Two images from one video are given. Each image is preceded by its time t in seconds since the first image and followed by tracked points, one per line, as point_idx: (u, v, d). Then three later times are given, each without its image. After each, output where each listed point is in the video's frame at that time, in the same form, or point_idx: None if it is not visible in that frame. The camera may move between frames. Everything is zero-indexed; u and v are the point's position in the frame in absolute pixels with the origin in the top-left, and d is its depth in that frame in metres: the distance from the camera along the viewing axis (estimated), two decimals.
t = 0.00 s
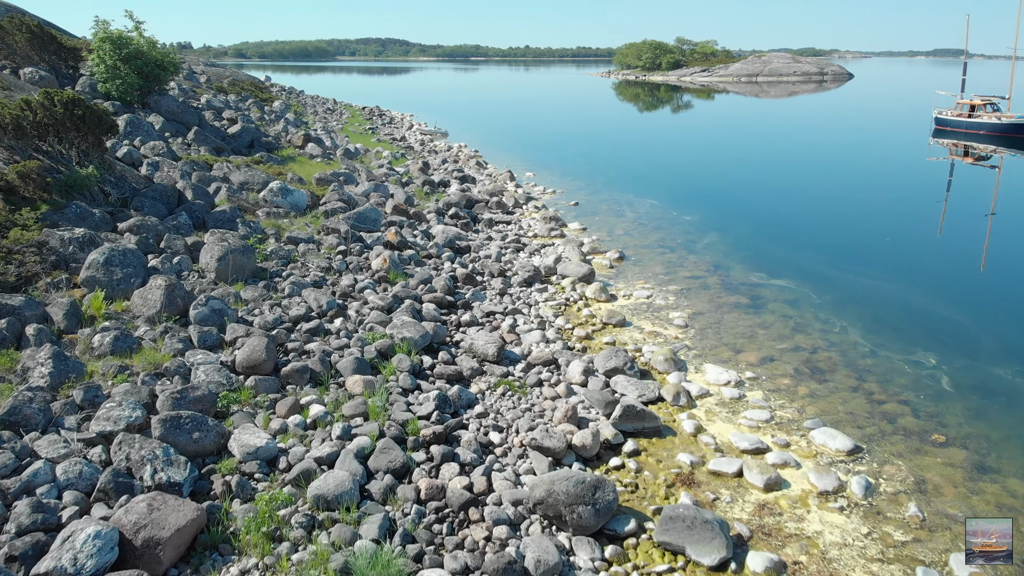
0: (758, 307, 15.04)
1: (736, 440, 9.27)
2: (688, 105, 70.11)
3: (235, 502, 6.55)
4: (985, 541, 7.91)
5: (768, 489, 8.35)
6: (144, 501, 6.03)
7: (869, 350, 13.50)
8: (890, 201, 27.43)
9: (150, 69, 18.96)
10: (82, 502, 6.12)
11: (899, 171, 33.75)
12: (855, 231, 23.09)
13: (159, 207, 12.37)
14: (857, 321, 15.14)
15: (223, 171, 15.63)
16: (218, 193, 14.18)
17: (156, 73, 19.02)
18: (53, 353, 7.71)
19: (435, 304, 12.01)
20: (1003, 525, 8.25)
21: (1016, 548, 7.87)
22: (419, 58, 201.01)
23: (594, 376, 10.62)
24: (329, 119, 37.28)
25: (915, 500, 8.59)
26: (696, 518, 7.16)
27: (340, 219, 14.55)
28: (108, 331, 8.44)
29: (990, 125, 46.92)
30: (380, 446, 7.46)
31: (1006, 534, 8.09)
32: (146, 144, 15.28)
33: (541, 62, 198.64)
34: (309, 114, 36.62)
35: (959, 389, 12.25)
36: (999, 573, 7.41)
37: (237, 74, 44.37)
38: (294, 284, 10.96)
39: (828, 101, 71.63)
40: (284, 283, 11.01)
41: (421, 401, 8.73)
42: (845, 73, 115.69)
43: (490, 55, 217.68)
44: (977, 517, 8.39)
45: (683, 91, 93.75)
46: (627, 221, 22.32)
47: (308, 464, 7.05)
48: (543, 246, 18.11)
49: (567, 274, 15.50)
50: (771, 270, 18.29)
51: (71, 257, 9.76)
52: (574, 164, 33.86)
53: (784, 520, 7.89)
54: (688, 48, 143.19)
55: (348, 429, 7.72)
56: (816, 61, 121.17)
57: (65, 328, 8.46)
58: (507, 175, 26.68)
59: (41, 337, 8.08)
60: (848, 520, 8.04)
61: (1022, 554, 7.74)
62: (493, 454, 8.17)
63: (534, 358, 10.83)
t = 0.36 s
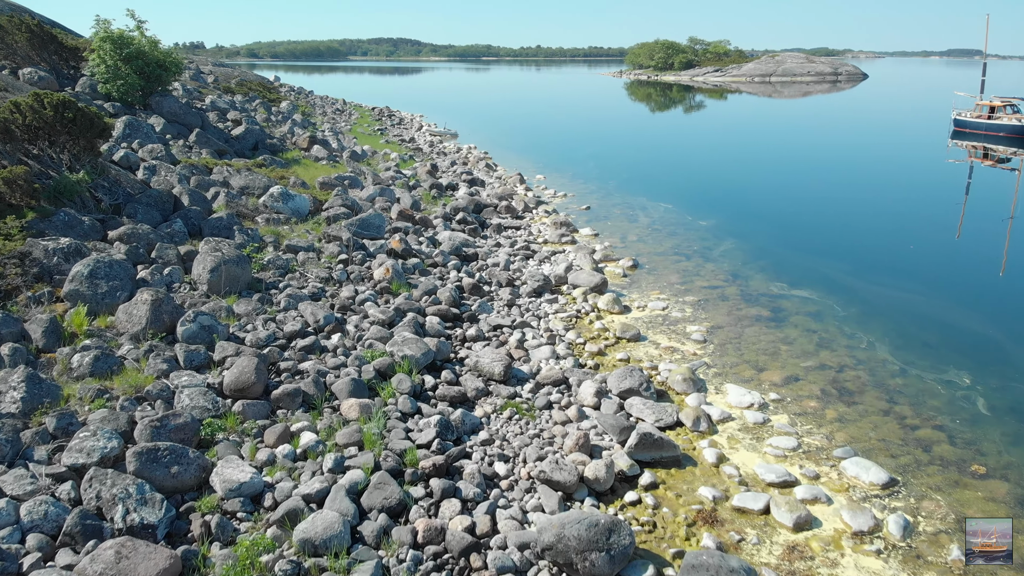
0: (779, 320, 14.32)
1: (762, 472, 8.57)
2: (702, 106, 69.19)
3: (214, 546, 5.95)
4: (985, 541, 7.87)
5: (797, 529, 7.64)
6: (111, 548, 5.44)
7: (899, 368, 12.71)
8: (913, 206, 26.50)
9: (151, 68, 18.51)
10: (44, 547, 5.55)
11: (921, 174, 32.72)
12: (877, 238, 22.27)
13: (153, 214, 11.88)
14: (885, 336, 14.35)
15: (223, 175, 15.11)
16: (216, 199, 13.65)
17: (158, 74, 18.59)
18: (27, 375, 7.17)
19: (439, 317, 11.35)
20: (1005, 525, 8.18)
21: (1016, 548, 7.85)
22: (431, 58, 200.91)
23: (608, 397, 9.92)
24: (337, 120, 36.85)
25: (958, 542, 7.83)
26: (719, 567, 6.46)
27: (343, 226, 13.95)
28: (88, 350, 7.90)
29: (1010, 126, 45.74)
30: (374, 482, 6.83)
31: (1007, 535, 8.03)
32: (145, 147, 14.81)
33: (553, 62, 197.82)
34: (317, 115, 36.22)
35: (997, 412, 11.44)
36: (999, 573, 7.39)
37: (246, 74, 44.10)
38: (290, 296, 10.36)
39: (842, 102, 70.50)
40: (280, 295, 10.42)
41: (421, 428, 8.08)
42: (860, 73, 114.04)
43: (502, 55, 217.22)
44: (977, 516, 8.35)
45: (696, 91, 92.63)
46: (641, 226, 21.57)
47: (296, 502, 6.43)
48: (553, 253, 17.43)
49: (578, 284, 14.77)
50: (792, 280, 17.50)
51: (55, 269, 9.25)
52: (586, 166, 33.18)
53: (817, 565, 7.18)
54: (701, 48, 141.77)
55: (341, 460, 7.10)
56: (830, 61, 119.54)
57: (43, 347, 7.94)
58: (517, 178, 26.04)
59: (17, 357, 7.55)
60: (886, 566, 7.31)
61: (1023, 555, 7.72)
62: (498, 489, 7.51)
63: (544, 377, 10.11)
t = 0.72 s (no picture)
0: (802, 335, 13.58)
1: (790, 508, 7.90)
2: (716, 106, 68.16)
3: None
4: (985, 541, 7.84)
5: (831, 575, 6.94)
6: None
7: (931, 389, 11.93)
8: (939, 211, 25.53)
9: (152, 69, 18.17)
10: None
11: (945, 178, 31.67)
12: (902, 245, 21.39)
13: (146, 221, 11.40)
14: (914, 352, 13.55)
15: (222, 180, 14.61)
16: (214, 204, 13.14)
17: (159, 74, 18.27)
18: None
19: (443, 331, 10.72)
20: (1003, 525, 8.16)
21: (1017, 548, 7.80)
22: (442, 58, 200.82)
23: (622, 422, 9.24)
24: (346, 121, 36.42)
25: None
26: None
27: (344, 233, 13.37)
28: (66, 372, 7.38)
29: None
30: (366, 522, 6.24)
31: (1006, 534, 8.01)
32: (142, 151, 14.34)
33: (565, 62, 197.18)
34: (325, 116, 35.82)
35: None
36: (998, 573, 7.37)
37: (255, 75, 43.79)
38: (286, 310, 9.78)
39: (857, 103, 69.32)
40: (275, 309, 9.84)
41: (419, 458, 7.48)
42: (875, 73, 112.29)
43: (513, 55, 216.67)
44: (976, 515, 8.33)
45: (709, 91, 91.46)
46: (655, 232, 20.81)
47: (281, 547, 5.84)
48: (564, 260, 16.76)
49: (590, 294, 14.08)
50: (814, 291, 16.71)
51: (38, 281, 8.76)
52: (598, 168, 32.46)
53: None
54: (714, 47, 140.31)
55: (331, 497, 6.51)
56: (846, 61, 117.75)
57: (19, 367, 7.43)
58: (527, 181, 25.39)
59: None
60: None
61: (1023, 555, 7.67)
62: (503, 528, 6.88)
63: (553, 398, 9.43)
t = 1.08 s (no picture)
0: (825, 350, 12.87)
1: (821, 551, 7.20)
2: (729, 107, 67.23)
3: None
4: (985, 541, 7.74)
5: None
6: None
7: (966, 412, 11.14)
8: (963, 216, 24.60)
9: (153, 70, 17.76)
10: None
11: (969, 181, 30.64)
12: (926, 252, 20.55)
13: (138, 229, 10.92)
14: (944, 370, 12.78)
15: (221, 184, 14.11)
16: (211, 211, 12.63)
17: (160, 75, 17.87)
18: None
19: (446, 347, 10.08)
20: (1003, 525, 8.04)
21: (1017, 548, 7.72)
22: (453, 57, 200.79)
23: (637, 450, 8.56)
24: (354, 122, 35.98)
25: None
26: None
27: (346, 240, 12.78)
28: (39, 397, 6.86)
29: None
30: (357, 570, 5.60)
31: (1006, 534, 7.89)
32: (139, 154, 13.88)
33: (575, 62, 196.36)
34: (333, 117, 35.39)
35: None
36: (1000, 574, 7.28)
37: (263, 75, 43.54)
38: (279, 326, 9.20)
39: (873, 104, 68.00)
40: (268, 324, 9.28)
41: (418, 493, 6.86)
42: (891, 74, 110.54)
43: (524, 55, 216.16)
44: (977, 517, 8.22)
45: (722, 92, 90.33)
46: (669, 237, 20.06)
47: None
48: (575, 268, 16.08)
49: (601, 305, 13.37)
50: (836, 302, 15.93)
51: (18, 296, 8.27)
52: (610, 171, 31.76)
53: None
54: (727, 47, 138.87)
55: (319, 541, 5.92)
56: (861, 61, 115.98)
57: None
58: (537, 184, 24.75)
59: None
60: None
61: (1023, 556, 7.60)
62: (508, 575, 6.25)
63: (563, 422, 8.77)
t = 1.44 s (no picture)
0: (851, 367, 12.16)
1: None
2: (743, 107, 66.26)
3: None
4: (985, 541, 7.83)
5: None
6: None
7: (1004, 437, 10.36)
8: (990, 220, 23.65)
9: (152, 69, 17.27)
10: None
11: (994, 183, 29.60)
12: (951, 259, 19.72)
13: (128, 237, 10.43)
14: (978, 389, 12.03)
15: (219, 189, 13.60)
16: (206, 217, 12.12)
17: (159, 74, 17.37)
18: None
19: (449, 365, 9.45)
20: (1003, 525, 8.14)
21: (1017, 548, 7.79)
22: (464, 57, 200.70)
23: (653, 482, 7.91)
24: (361, 123, 35.51)
25: None
26: None
27: (346, 248, 12.19)
28: (7, 425, 6.35)
29: None
30: None
31: (1006, 535, 8.00)
32: (134, 158, 13.42)
33: (586, 62, 195.57)
34: (340, 118, 34.92)
35: None
36: (1002, 572, 7.33)
37: (271, 75, 43.19)
38: (271, 343, 8.64)
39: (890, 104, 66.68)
40: (259, 340, 8.73)
41: (414, 535, 6.26)
42: (906, 74, 108.79)
43: (534, 55, 215.57)
44: (977, 516, 8.30)
45: (734, 91, 89.24)
46: (683, 243, 19.30)
47: None
48: (586, 276, 15.40)
49: (612, 317, 12.64)
50: (859, 315, 15.18)
51: None
52: (622, 173, 31.04)
53: None
54: (739, 47, 137.40)
55: None
56: (875, 61, 114.32)
57: None
58: (547, 187, 24.11)
59: None
60: None
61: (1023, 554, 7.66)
62: None
63: (573, 450, 8.11)
